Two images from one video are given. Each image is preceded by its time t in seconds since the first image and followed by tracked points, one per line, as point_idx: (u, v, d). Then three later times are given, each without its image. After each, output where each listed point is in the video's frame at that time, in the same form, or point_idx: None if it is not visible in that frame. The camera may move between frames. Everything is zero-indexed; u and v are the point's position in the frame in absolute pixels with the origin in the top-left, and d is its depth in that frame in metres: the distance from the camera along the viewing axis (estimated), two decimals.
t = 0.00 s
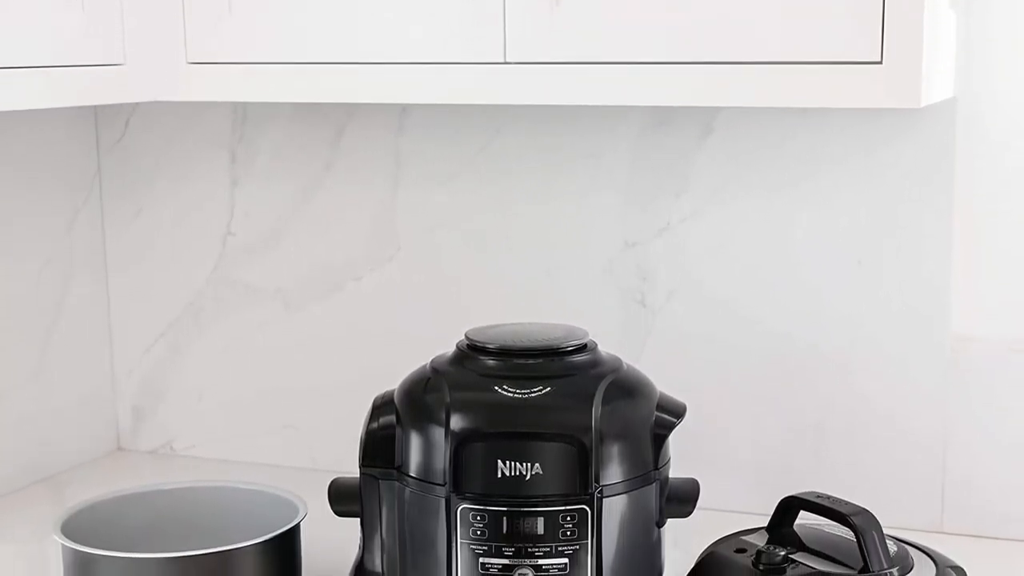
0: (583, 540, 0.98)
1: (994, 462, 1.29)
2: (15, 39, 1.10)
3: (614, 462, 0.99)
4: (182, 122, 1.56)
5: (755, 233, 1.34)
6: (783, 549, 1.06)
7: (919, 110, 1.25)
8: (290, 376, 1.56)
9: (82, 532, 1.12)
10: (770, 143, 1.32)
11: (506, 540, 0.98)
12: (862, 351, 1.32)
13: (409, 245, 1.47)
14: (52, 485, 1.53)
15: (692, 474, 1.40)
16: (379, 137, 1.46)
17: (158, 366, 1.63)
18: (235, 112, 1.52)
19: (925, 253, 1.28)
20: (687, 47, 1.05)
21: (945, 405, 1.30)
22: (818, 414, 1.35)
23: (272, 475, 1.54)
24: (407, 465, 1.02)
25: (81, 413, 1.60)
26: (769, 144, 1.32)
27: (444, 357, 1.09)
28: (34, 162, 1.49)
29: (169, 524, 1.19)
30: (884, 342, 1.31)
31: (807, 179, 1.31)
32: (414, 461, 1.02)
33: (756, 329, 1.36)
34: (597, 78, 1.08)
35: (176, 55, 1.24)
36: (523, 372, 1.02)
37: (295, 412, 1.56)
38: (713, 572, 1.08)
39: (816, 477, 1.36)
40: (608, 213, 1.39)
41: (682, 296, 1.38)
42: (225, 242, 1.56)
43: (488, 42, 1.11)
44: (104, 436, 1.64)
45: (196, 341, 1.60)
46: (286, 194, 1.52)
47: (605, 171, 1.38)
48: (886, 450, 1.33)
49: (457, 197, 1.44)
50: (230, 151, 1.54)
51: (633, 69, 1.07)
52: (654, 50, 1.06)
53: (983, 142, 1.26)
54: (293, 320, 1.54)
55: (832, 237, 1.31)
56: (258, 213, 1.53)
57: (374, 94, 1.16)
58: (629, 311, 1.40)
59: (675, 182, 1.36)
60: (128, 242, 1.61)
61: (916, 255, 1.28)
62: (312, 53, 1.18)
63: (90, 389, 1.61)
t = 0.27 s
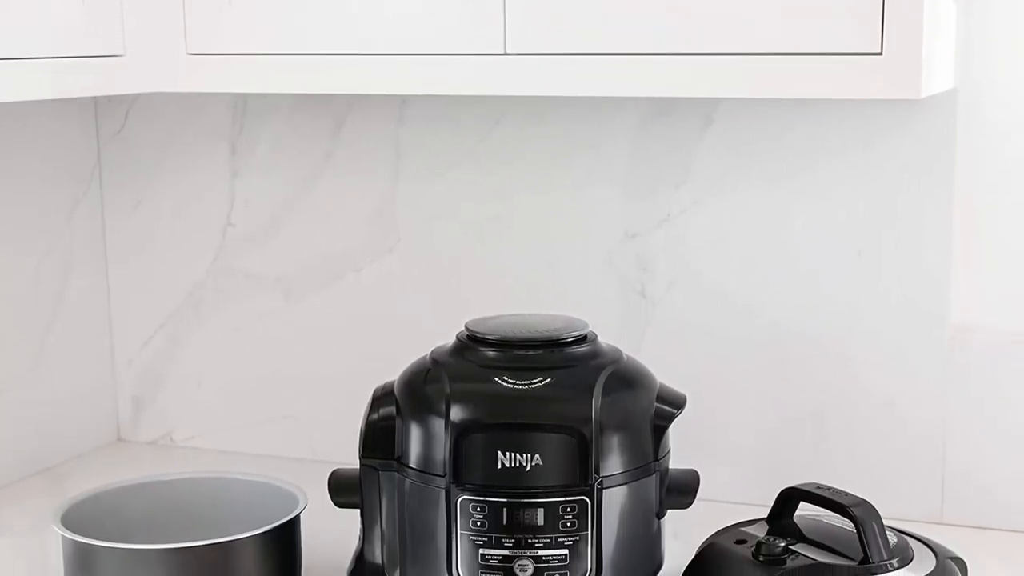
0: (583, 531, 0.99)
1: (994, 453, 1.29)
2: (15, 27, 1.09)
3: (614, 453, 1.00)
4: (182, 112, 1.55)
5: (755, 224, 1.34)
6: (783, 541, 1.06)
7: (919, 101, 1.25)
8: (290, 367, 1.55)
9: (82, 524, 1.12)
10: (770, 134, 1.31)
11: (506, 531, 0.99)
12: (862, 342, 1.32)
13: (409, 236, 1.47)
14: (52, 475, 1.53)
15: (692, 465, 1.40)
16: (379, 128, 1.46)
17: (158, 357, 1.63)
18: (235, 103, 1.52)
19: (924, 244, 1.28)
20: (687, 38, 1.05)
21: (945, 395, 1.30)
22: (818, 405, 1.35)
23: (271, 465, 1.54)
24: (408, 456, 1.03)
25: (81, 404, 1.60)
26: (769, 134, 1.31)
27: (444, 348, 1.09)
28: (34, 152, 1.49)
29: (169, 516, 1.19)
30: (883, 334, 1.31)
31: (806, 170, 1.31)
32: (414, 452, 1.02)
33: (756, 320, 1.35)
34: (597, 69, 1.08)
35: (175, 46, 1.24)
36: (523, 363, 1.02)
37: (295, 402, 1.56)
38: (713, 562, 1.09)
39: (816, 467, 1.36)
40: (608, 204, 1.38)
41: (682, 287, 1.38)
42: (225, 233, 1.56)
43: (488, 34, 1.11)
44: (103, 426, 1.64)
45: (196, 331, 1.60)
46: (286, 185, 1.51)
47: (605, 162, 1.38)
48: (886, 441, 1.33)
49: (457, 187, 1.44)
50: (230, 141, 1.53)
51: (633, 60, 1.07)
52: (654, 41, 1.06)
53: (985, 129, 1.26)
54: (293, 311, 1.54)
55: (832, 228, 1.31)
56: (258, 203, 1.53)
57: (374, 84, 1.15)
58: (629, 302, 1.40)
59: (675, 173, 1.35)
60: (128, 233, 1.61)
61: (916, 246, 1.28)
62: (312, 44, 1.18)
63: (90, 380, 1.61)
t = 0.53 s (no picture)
0: (583, 523, 0.99)
1: (995, 444, 1.29)
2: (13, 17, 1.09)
3: (614, 444, 1.00)
4: (182, 103, 1.55)
5: (754, 216, 1.33)
6: (783, 532, 1.07)
7: (919, 93, 1.25)
8: (290, 358, 1.55)
9: (82, 515, 1.12)
10: (770, 125, 1.31)
11: (506, 522, 0.99)
12: (862, 333, 1.32)
13: (409, 227, 1.47)
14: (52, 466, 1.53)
15: (692, 456, 1.40)
16: (379, 118, 1.46)
17: (158, 348, 1.62)
18: (235, 93, 1.52)
19: (925, 236, 1.28)
20: (687, 29, 1.05)
21: (945, 387, 1.30)
22: (818, 397, 1.35)
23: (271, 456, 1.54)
24: (408, 447, 1.03)
25: (81, 395, 1.60)
26: (769, 125, 1.31)
27: (444, 339, 1.09)
28: (34, 142, 1.49)
29: (170, 507, 1.19)
30: (883, 325, 1.31)
31: (806, 162, 1.30)
32: (414, 443, 1.02)
33: (756, 312, 1.35)
34: (596, 60, 1.08)
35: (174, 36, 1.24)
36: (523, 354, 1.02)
37: (295, 393, 1.56)
38: (713, 554, 1.09)
39: (816, 459, 1.36)
40: (607, 195, 1.38)
41: (682, 278, 1.37)
42: (225, 224, 1.56)
43: (488, 25, 1.11)
44: (104, 417, 1.64)
45: (196, 323, 1.60)
46: (286, 176, 1.51)
47: (605, 153, 1.37)
48: (886, 432, 1.33)
49: (457, 178, 1.44)
50: (230, 132, 1.53)
51: (633, 51, 1.06)
52: (655, 32, 1.06)
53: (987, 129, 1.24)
54: (293, 302, 1.54)
55: (832, 219, 1.31)
56: (257, 194, 1.53)
57: (374, 75, 1.15)
58: (629, 293, 1.40)
59: (675, 165, 1.35)
60: (128, 224, 1.61)
61: (915, 237, 1.28)
62: (311, 35, 1.17)
63: (90, 371, 1.61)
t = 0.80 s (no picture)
0: (583, 514, 1.00)
1: (994, 434, 1.29)
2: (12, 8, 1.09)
3: (614, 435, 1.01)
4: (182, 93, 1.55)
5: (755, 206, 1.33)
6: (782, 523, 1.07)
7: (919, 84, 1.25)
8: (290, 349, 1.55)
9: (83, 507, 1.12)
10: (770, 115, 1.31)
11: (506, 513, 0.99)
12: (862, 324, 1.32)
13: (409, 218, 1.47)
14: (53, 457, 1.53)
15: (691, 448, 1.40)
16: (379, 109, 1.45)
17: (158, 339, 1.62)
18: (235, 84, 1.52)
19: (925, 226, 1.27)
20: (687, 20, 1.04)
21: (946, 377, 1.30)
22: (818, 388, 1.35)
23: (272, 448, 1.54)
24: (408, 439, 1.03)
25: (81, 386, 1.60)
26: (768, 116, 1.31)
27: (444, 330, 1.09)
28: (33, 134, 1.48)
29: (171, 497, 1.20)
30: (883, 317, 1.31)
31: (806, 152, 1.30)
32: (414, 434, 1.03)
33: (756, 303, 1.35)
34: (595, 50, 1.07)
35: (174, 28, 1.23)
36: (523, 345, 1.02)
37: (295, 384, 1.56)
38: (712, 544, 1.09)
39: (816, 450, 1.36)
40: (608, 186, 1.38)
41: (682, 269, 1.37)
42: (225, 215, 1.55)
43: (488, 15, 1.10)
44: (104, 408, 1.64)
45: (197, 314, 1.60)
46: (286, 166, 1.51)
47: (605, 144, 1.37)
48: (886, 423, 1.33)
49: (457, 170, 1.44)
50: (230, 123, 1.53)
51: (632, 41, 1.06)
52: (654, 22, 1.05)
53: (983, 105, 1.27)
54: (293, 293, 1.54)
55: (832, 210, 1.30)
56: (257, 185, 1.53)
57: (374, 66, 1.15)
58: (629, 284, 1.40)
59: (675, 155, 1.35)
60: (128, 215, 1.61)
61: (915, 229, 1.28)
62: (311, 26, 1.17)
63: (90, 362, 1.61)
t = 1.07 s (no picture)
0: (583, 505, 1.01)
1: (995, 425, 1.29)
2: None
3: (614, 426, 1.01)
4: (182, 84, 1.55)
5: (755, 197, 1.33)
6: (782, 514, 1.07)
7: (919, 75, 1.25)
8: (290, 340, 1.55)
9: (83, 498, 1.12)
10: (769, 106, 1.31)
11: (506, 504, 1.00)
12: (862, 314, 1.32)
13: (408, 209, 1.47)
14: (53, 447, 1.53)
15: (691, 439, 1.40)
16: (379, 100, 1.45)
17: (158, 331, 1.62)
18: (235, 75, 1.51)
19: (925, 216, 1.27)
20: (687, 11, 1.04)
21: (946, 368, 1.30)
22: (818, 379, 1.35)
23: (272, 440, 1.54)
24: (408, 430, 1.04)
25: (81, 377, 1.60)
26: (768, 107, 1.31)
27: (444, 322, 1.10)
28: (33, 124, 1.48)
29: (172, 489, 1.19)
30: (884, 308, 1.31)
31: (806, 142, 1.30)
32: (414, 425, 1.03)
33: (756, 294, 1.35)
34: (596, 41, 1.07)
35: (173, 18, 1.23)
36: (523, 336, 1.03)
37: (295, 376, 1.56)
38: (712, 536, 1.09)
39: (816, 441, 1.36)
40: (608, 177, 1.38)
41: (682, 260, 1.37)
42: (225, 206, 1.55)
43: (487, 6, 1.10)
44: (104, 400, 1.64)
45: (196, 305, 1.59)
46: (286, 157, 1.51)
47: (605, 135, 1.37)
48: (886, 414, 1.33)
49: (457, 161, 1.44)
50: (230, 114, 1.53)
51: (633, 32, 1.06)
52: (655, 13, 1.05)
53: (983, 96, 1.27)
54: (293, 285, 1.54)
55: (832, 201, 1.30)
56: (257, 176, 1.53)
57: (374, 56, 1.15)
58: (629, 276, 1.39)
59: (676, 146, 1.35)
60: (128, 206, 1.61)
61: (915, 220, 1.28)
62: (310, 17, 1.17)
63: (90, 354, 1.61)
